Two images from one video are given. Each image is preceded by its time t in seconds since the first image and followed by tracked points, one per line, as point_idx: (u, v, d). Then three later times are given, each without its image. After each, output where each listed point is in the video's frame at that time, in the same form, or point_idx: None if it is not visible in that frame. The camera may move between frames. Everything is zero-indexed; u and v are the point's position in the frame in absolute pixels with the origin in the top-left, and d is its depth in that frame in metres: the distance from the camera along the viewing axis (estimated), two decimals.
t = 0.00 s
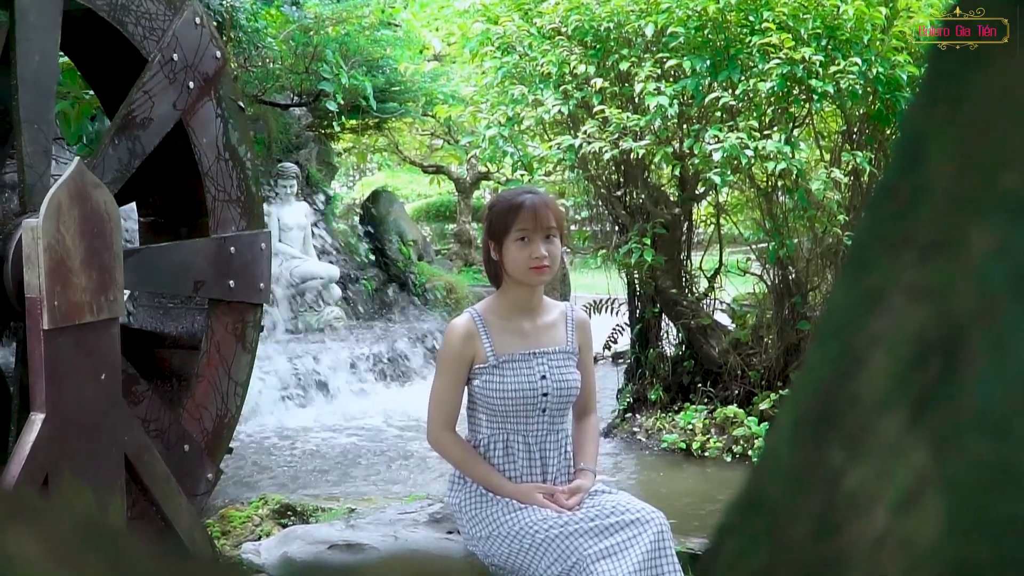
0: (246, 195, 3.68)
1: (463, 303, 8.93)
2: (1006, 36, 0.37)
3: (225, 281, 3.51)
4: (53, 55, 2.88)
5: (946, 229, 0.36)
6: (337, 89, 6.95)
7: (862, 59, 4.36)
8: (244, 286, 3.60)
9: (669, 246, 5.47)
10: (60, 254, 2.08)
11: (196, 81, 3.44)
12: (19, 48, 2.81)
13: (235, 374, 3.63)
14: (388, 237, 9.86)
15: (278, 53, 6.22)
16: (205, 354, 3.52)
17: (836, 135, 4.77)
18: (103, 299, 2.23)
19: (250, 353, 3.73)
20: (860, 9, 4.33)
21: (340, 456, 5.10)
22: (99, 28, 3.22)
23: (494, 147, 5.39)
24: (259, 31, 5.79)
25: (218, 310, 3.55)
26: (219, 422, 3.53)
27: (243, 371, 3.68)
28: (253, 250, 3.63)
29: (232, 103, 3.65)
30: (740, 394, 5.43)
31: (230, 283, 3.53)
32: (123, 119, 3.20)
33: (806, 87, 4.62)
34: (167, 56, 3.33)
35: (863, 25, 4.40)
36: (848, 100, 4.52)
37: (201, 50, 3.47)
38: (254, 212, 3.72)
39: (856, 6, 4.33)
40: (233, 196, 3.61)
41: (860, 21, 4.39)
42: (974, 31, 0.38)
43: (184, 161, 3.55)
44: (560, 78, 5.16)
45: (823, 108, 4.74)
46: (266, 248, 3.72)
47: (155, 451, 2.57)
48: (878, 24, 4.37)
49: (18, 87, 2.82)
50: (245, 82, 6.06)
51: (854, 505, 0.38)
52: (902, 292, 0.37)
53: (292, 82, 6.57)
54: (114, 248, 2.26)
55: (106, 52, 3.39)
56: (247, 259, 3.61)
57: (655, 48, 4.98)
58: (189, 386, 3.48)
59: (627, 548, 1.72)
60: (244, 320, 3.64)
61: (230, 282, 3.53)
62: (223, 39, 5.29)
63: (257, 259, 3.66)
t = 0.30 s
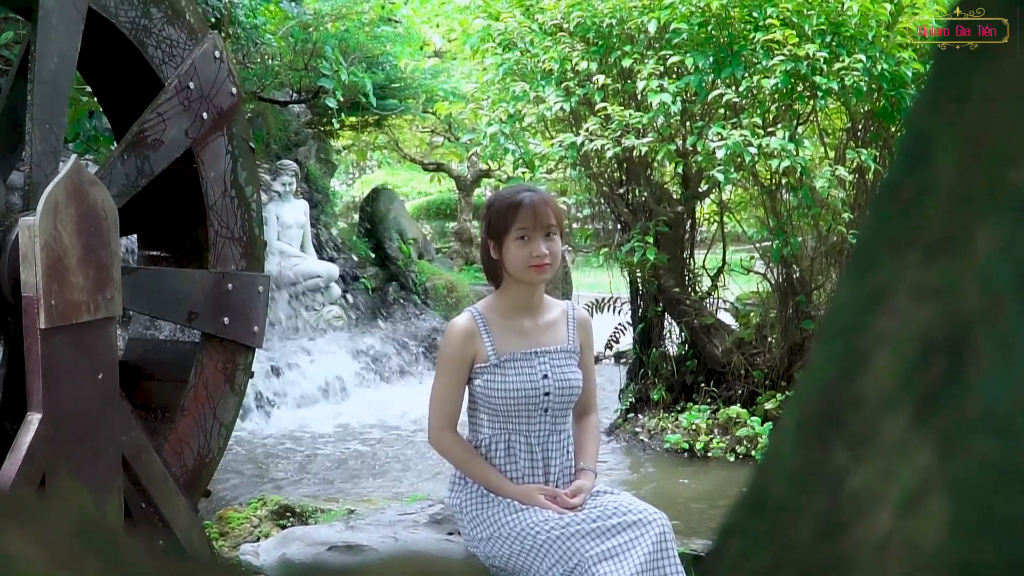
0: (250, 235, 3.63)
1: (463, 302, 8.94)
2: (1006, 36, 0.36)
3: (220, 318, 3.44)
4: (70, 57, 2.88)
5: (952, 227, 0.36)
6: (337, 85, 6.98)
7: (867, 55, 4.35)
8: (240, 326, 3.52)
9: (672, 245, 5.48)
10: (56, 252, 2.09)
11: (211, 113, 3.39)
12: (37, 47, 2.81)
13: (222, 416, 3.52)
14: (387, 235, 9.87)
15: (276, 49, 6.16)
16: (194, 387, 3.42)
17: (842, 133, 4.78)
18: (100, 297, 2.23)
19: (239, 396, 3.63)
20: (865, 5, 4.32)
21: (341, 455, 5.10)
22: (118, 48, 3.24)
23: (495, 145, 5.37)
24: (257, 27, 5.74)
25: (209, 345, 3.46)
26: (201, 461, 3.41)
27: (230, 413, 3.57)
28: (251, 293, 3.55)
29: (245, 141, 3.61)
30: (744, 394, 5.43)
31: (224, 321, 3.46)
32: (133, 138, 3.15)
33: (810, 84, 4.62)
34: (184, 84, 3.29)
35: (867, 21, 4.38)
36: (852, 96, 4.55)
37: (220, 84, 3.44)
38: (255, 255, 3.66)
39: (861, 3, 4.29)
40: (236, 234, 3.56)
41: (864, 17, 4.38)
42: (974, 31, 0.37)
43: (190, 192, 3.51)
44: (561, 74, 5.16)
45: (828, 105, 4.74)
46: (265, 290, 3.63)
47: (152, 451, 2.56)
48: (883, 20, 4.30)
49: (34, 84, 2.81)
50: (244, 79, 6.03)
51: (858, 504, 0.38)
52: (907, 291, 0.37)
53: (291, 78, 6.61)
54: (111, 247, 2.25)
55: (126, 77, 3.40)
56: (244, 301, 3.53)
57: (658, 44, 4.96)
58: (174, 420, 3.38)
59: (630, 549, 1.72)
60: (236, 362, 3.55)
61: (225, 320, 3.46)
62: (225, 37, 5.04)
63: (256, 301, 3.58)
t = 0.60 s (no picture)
0: (250, 275, 3.48)
1: (464, 300, 8.96)
2: (1006, 37, 0.36)
3: (211, 350, 3.28)
4: (87, 62, 2.85)
5: (955, 223, 0.36)
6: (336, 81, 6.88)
7: (872, 51, 4.36)
8: (231, 363, 3.36)
9: (675, 242, 5.46)
10: (53, 249, 2.09)
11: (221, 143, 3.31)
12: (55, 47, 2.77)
13: (205, 454, 3.32)
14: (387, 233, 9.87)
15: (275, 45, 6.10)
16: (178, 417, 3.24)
17: (847, 129, 4.77)
18: (97, 296, 2.21)
19: (224, 436, 3.43)
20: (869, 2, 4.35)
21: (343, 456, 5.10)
22: (135, 68, 3.25)
23: (496, 142, 5.41)
24: (256, 23, 5.75)
25: (198, 378, 3.29)
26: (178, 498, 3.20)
27: (213, 453, 3.37)
28: (244, 332, 3.39)
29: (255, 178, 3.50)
30: (747, 394, 5.42)
31: (216, 353, 3.30)
32: (141, 155, 3.09)
33: (815, 80, 4.59)
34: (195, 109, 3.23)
35: (873, 17, 4.39)
36: (857, 93, 4.52)
37: (235, 116, 3.36)
38: (254, 296, 3.50)
39: None
40: (235, 270, 3.41)
41: (870, 13, 4.39)
42: (974, 31, 0.37)
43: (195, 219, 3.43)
44: (563, 71, 5.15)
45: (832, 102, 4.73)
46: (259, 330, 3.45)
47: (149, 451, 2.55)
48: (887, 17, 4.35)
49: (50, 84, 2.77)
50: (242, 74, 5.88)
51: (865, 506, 0.38)
52: (912, 290, 0.37)
53: (290, 74, 6.47)
54: (109, 245, 2.25)
55: (144, 103, 3.40)
56: (239, 335, 3.37)
57: (661, 40, 4.97)
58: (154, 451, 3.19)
59: (632, 551, 1.71)
60: (224, 399, 3.36)
61: (217, 352, 3.30)
62: (223, 34, 5.06)
63: (248, 340, 3.41)
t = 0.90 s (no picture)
0: (245, 308, 3.48)
1: (464, 299, 8.97)
2: (1005, 34, 0.44)
3: (200, 380, 3.24)
4: (100, 70, 2.88)
5: (959, 224, 0.43)
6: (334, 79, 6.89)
7: (876, 49, 4.30)
8: (219, 395, 3.32)
9: (678, 240, 5.44)
10: (50, 248, 2.08)
11: (227, 170, 3.33)
12: (70, 52, 2.81)
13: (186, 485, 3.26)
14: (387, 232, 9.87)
15: (274, 40, 6.13)
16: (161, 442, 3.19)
17: (850, 127, 4.77)
18: (95, 294, 2.21)
19: (207, 471, 3.37)
20: None
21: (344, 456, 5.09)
22: (146, 87, 3.27)
23: (497, 139, 5.40)
24: (253, 20, 5.73)
25: (184, 407, 3.26)
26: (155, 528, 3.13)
27: (194, 486, 3.31)
28: (235, 365, 3.36)
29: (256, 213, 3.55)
30: (751, 394, 5.45)
31: (205, 382, 3.27)
32: (146, 171, 3.10)
33: (818, 77, 4.60)
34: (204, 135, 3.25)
35: (877, 13, 4.33)
36: (860, 91, 4.48)
37: (242, 146, 3.40)
38: (247, 330, 3.49)
39: None
40: (231, 301, 3.41)
41: (874, 9, 4.33)
42: (975, 29, 0.44)
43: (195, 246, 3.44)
44: (565, 67, 5.14)
45: (836, 99, 4.69)
46: (250, 367, 3.44)
47: (147, 451, 2.55)
48: (891, 13, 4.31)
49: (59, 88, 2.79)
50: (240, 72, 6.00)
51: (866, 507, 0.47)
52: (915, 292, 0.44)
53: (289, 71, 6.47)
54: (105, 243, 2.26)
55: (149, 121, 3.40)
56: (229, 367, 3.35)
57: (663, 36, 4.96)
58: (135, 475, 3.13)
59: (635, 551, 1.71)
60: (209, 432, 3.33)
61: (205, 382, 3.26)
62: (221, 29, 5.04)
63: (238, 376, 3.39)
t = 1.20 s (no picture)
0: (237, 343, 3.49)
1: (464, 298, 8.98)
2: (1005, 35, 0.38)
3: (189, 409, 3.20)
4: (112, 81, 2.94)
5: (964, 220, 0.36)
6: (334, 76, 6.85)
7: (881, 44, 4.33)
8: (205, 427, 3.28)
9: (680, 238, 5.41)
10: (46, 248, 2.07)
11: (230, 201, 3.35)
12: (84, 60, 2.87)
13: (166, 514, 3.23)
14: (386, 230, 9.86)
15: (273, 38, 6.18)
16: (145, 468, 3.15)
17: (855, 124, 4.79)
18: (90, 292, 2.22)
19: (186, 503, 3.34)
20: None
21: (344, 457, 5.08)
22: (155, 109, 3.28)
23: (498, 137, 5.33)
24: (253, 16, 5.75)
25: (169, 436, 3.23)
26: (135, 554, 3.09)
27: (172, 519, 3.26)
28: (223, 401, 3.34)
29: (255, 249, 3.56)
30: (754, 394, 5.42)
31: (192, 412, 3.21)
32: (150, 189, 3.14)
33: (822, 74, 4.57)
34: (209, 163, 3.28)
35: (882, 10, 4.34)
36: (866, 88, 4.52)
37: (245, 179, 3.43)
38: (237, 364, 3.50)
39: None
40: (224, 334, 3.42)
41: (879, 6, 4.34)
42: (973, 31, 0.39)
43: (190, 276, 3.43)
44: (566, 64, 5.12)
45: (841, 96, 4.70)
46: (238, 404, 3.43)
47: (143, 452, 2.55)
48: (896, 8, 4.33)
49: (70, 94, 2.84)
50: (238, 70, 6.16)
51: (869, 511, 0.39)
52: (919, 289, 0.37)
53: (289, 68, 6.48)
54: (101, 241, 2.27)
55: (154, 146, 3.40)
56: (217, 401, 3.32)
57: (665, 32, 4.96)
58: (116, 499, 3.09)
59: (636, 553, 1.70)
60: (191, 463, 3.30)
61: (193, 412, 3.21)
62: (218, 25, 5.02)
63: (225, 411, 3.36)
